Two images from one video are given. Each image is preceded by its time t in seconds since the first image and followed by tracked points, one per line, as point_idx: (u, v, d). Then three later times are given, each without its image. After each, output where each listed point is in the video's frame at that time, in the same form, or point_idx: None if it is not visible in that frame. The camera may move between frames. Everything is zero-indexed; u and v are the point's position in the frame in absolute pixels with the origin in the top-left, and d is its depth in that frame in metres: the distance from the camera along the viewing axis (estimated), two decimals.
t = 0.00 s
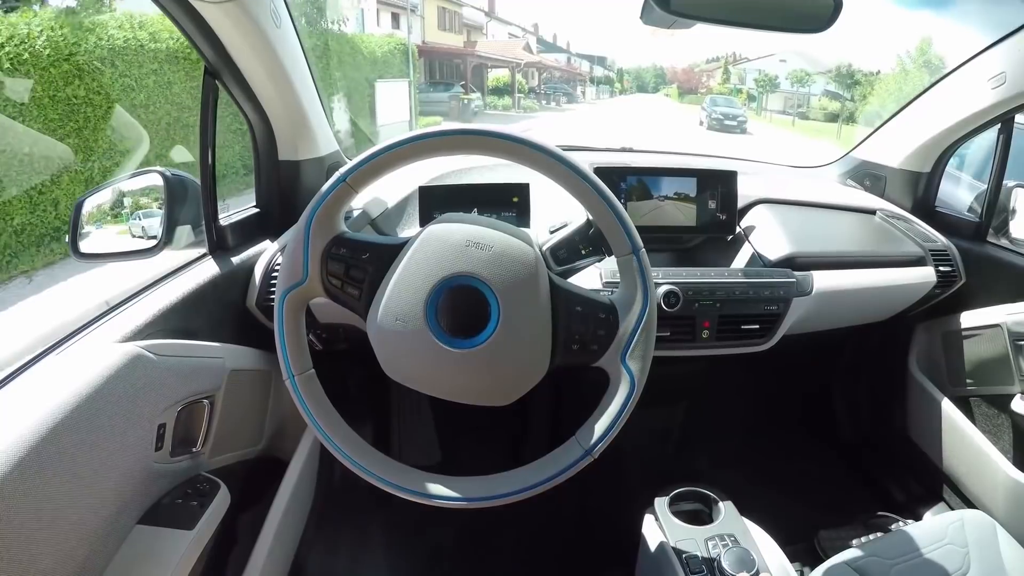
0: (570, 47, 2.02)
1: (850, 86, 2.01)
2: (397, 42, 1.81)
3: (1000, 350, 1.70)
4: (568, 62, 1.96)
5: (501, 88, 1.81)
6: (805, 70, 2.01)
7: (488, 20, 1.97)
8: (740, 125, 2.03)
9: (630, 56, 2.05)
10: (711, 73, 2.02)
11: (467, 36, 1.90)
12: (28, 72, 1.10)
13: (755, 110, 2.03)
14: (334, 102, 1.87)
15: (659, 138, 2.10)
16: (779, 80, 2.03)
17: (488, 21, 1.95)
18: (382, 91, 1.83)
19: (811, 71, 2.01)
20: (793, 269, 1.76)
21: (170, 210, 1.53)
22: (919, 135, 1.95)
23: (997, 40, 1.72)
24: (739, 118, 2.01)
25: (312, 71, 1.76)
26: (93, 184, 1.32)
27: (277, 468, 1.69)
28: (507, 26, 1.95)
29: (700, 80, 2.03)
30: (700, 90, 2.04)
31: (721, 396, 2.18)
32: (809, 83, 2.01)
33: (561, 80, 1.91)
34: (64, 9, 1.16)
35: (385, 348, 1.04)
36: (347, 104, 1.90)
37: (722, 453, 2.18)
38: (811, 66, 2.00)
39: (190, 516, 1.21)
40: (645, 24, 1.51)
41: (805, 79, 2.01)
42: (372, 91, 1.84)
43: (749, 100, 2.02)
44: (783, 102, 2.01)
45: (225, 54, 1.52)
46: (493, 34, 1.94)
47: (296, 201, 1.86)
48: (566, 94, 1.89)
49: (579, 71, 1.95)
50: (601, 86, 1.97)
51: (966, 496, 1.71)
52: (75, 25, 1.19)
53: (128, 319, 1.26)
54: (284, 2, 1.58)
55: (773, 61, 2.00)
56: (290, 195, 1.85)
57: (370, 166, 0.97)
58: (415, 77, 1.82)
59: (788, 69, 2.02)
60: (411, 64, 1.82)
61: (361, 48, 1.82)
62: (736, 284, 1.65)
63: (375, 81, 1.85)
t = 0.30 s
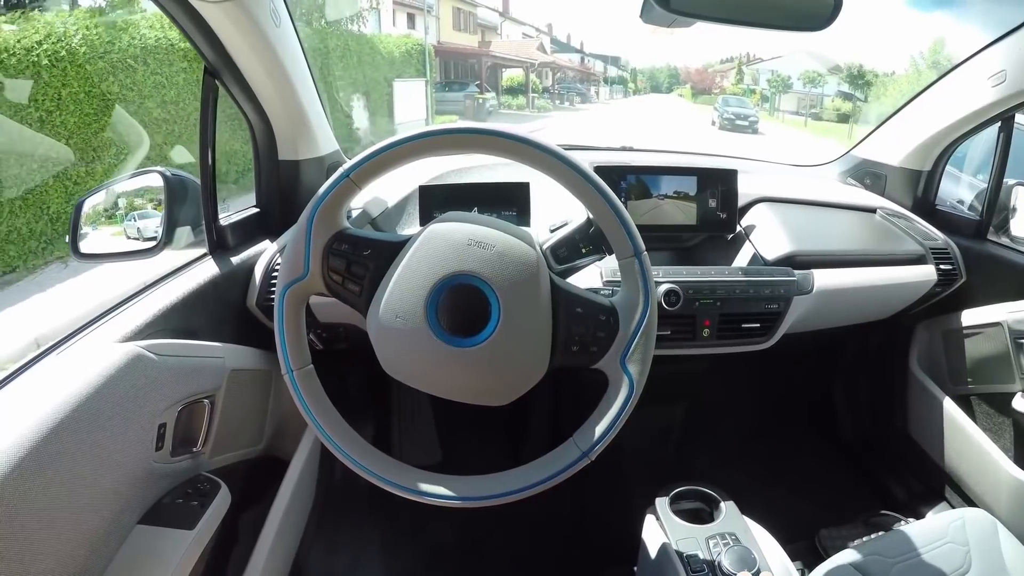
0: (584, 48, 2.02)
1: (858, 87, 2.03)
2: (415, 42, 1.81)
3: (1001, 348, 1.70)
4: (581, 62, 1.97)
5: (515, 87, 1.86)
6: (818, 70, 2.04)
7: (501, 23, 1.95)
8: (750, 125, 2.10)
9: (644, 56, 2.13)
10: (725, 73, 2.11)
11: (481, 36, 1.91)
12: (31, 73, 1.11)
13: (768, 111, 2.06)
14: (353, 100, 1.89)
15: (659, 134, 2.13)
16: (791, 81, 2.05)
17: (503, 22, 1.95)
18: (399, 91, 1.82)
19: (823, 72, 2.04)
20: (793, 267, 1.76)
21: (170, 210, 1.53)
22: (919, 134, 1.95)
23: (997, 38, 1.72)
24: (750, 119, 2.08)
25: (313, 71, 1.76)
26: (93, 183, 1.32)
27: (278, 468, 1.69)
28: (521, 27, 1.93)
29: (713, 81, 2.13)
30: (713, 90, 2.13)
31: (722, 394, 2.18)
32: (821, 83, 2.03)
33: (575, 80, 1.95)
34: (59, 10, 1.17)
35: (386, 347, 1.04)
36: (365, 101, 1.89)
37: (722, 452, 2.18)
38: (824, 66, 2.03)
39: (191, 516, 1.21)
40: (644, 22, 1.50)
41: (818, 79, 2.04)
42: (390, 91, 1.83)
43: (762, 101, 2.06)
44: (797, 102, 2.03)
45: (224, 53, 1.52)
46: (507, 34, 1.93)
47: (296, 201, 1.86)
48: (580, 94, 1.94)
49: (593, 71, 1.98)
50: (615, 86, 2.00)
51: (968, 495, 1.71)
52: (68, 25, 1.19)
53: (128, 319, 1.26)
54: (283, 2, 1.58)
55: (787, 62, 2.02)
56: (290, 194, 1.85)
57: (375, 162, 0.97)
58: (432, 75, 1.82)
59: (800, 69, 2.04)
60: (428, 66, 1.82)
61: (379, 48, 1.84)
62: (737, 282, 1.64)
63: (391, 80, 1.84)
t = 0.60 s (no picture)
0: (596, 48, 2.11)
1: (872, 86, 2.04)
2: (428, 43, 1.89)
3: (1001, 348, 1.70)
4: (593, 62, 2.05)
5: (527, 88, 1.92)
6: (829, 72, 2.07)
7: (513, 22, 2.09)
8: (760, 125, 2.10)
9: (656, 57, 2.19)
10: (735, 74, 2.16)
11: (493, 35, 2.02)
12: (31, 74, 1.11)
13: (778, 111, 2.09)
14: (371, 99, 1.88)
15: (660, 134, 2.13)
16: (802, 82, 2.08)
17: (514, 21, 2.09)
18: (411, 89, 1.85)
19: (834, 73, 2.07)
20: (793, 266, 1.76)
21: (169, 210, 1.53)
22: (919, 133, 1.95)
23: (997, 37, 1.72)
24: (760, 119, 2.09)
25: (312, 70, 1.76)
26: (94, 184, 1.33)
27: (277, 468, 1.69)
28: (533, 27, 2.06)
29: (724, 81, 2.17)
30: (724, 90, 2.17)
31: (721, 393, 2.18)
32: (830, 84, 2.07)
33: (586, 80, 2.02)
34: (63, 8, 1.17)
35: (386, 347, 1.04)
36: (382, 99, 1.88)
37: (722, 451, 2.18)
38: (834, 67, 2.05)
39: (191, 516, 1.21)
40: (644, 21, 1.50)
41: (828, 80, 2.07)
42: (404, 88, 1.86)
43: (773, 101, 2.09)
44: (807, 104, 2.06)
45: (223, 52, 1.52)
46: (519, 34, 2.04)
47: (296, 201, 1.86)
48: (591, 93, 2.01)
49: (604, 71, 2.05)
50: (626, 86, 2.07)
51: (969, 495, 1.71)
52: (89, 25, 1.23)
53: (128, 319, 1.26)
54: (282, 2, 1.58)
55: (797, 62, 2.05)
56: (290, 194, 1.85)
57: (374, 162, 0.97)
58: (445, 74, 1.90)
59: (809, 71, 2.07)
60: (440, 64, 1.91)
61: (395, 49, 1.87)
62: (737, 282, 1.64)
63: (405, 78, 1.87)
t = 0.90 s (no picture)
0: (610, 49, 2.11)
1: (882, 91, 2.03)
2: (445, 44, 1.89)
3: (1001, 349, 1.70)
4: (607, 63, 2.02)
5: (541, 88, 1.91)
6: (841, 75, 2.03)
7: (527, 24, 2.03)
8: (772, 128, 2.15)
9: (669, 59, 2.15)
10: (750, 78, 2.10)
11: (507, 38, 2.01)
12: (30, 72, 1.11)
13: (789, 115, 2.11)
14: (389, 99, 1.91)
15: (659, 135, 2.14)
16: (814, 85, 2.05)
17: (529, 23, 2.03)
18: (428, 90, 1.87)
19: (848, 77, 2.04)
20: (792, 267, 1.76)
21: (169, 209, 1.53)
22: (918, 135, 1.95)
23: (996, 39, 1.72)
24: (771, 122, 2.14)
25: (312, 71, 1.76)
26: (94, 183, 1.31)
27: (276, 467, 1.69)
28: (547, 28, 2.01)
29: (738, 84, 2.14)
30: (738, 94, 2.16)
31: (720, 394, 2.18)
32: (842, 87, 2.04)
33: (600, 81, 2.01)
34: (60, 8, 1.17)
35: (386, 346, 1.04)
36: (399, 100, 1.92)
37: (722, 452, 2.18)
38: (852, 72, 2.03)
39: (191, 515, 1.21)
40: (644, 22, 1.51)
41: (839, 84, 2.04)
42: (422, 89, 1.89)
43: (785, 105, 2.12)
44: (820, 107, 2.06)
45: (224, 53, 1.52)
46: (534, 36, 1.99)
47: (297, 201, 1.86)
48: (603, 95, 2.01)
49: (618, 73, 2.03)
50: (639, 89, 2.06)
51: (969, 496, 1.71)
52: (68, 23, 1.20)
53: (128, 319, 1.26)
54: (283, 1, 1.59)
55: (811, 66, 2.03)
56: (291, 195, 1.85)
57: (373, 162, 0.97)
58: (462, 75, 1.90)
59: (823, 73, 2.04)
60: (457, 66, 1.90)
61: (412, 51, 1.90)
62: (736, 283, 1.65)
63: (422, 79, 1.90)
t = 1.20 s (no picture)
0: (622, 51, 2.06)
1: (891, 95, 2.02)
2: (457, 46, 1.90)
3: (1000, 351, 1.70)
4: (619, 65, 2.02)
5: (553, 90, 1.90)
6: (851, 78, 2.08)
7: (539, 25, 2.01)
8: (780, 131, 2.15)
9: (683, 61, 2.20)
10: (760, 79, 2.20)
11: (520, 39, 2.00)
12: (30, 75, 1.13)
13: (799, 117, 2.13)
14: (405, 98, 1.97)
15: (660, 136, 2.14)
16: (824, 88, 2.10)
17: (540, 24, 2.02)
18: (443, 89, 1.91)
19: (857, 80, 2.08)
20: (792, 269, 1.77)
21: (170, 210, 1.53)
22: (918, 136, 1.96)
23: (995, 40, 1.72)
24: (780, 123, 2.13)
25: (313, 71, 1.76)
26: (92, 184, 1.34)
27: (276, 468, 1.69)
28: (558, 29, 1.99)
29: (748, 86, 2.23)
30: (749, 96, 2.24)
31: (720, 395, 2.19)
32: (852, 90, 2.07)
33: (611, 83, 2.00)
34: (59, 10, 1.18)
35: (387, 349, 1.04)
36: (414, 98, 1.97)
37: (721, 452, 2.18)
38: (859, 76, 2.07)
39: (190, 516, 1.21)
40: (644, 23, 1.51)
41: (849, 87, 2.08)
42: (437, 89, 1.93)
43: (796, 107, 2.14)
44: (831, 109, 2.09)
45: (224, 53, 1.52)
46: (546, 38, 1.98)
47: (297, 203, 1.86)
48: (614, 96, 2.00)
49: (630, 75, 2.01)
50: (651, 90, 2.03)
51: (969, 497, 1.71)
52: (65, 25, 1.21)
53: (128, 320, 1.26)
54: (284, 2, 1.58)
55: (824, 69, 2.08)
56: (291, 196, 1.85)
57: (375, 164, 0.97)
58: (473, 76, 1.91)
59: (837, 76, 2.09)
60: (472, 67, 1.92)
61: (427, 52, 1.93)
62: (737, 285, 1.65)
63: (439, 79, 1.94)
